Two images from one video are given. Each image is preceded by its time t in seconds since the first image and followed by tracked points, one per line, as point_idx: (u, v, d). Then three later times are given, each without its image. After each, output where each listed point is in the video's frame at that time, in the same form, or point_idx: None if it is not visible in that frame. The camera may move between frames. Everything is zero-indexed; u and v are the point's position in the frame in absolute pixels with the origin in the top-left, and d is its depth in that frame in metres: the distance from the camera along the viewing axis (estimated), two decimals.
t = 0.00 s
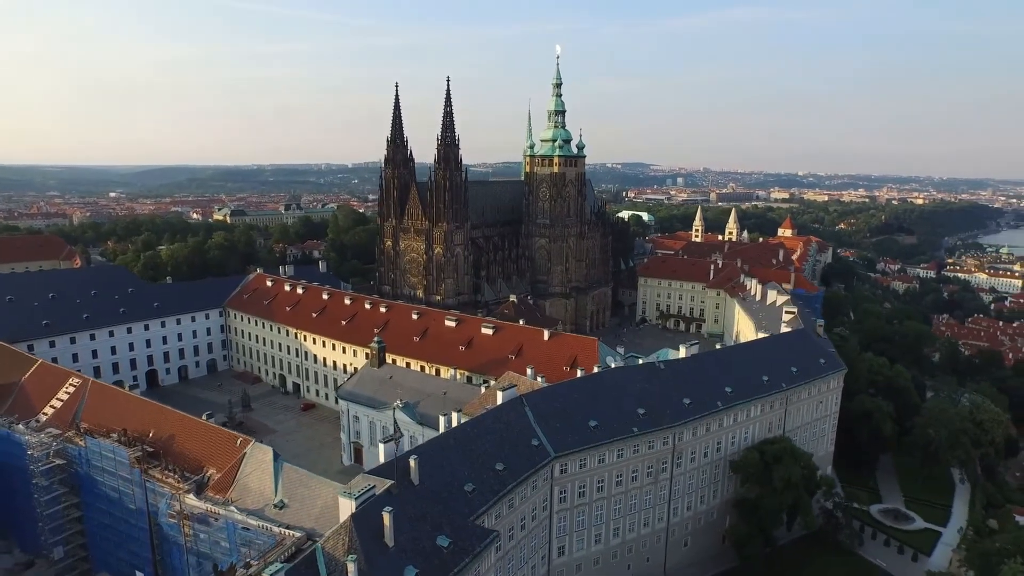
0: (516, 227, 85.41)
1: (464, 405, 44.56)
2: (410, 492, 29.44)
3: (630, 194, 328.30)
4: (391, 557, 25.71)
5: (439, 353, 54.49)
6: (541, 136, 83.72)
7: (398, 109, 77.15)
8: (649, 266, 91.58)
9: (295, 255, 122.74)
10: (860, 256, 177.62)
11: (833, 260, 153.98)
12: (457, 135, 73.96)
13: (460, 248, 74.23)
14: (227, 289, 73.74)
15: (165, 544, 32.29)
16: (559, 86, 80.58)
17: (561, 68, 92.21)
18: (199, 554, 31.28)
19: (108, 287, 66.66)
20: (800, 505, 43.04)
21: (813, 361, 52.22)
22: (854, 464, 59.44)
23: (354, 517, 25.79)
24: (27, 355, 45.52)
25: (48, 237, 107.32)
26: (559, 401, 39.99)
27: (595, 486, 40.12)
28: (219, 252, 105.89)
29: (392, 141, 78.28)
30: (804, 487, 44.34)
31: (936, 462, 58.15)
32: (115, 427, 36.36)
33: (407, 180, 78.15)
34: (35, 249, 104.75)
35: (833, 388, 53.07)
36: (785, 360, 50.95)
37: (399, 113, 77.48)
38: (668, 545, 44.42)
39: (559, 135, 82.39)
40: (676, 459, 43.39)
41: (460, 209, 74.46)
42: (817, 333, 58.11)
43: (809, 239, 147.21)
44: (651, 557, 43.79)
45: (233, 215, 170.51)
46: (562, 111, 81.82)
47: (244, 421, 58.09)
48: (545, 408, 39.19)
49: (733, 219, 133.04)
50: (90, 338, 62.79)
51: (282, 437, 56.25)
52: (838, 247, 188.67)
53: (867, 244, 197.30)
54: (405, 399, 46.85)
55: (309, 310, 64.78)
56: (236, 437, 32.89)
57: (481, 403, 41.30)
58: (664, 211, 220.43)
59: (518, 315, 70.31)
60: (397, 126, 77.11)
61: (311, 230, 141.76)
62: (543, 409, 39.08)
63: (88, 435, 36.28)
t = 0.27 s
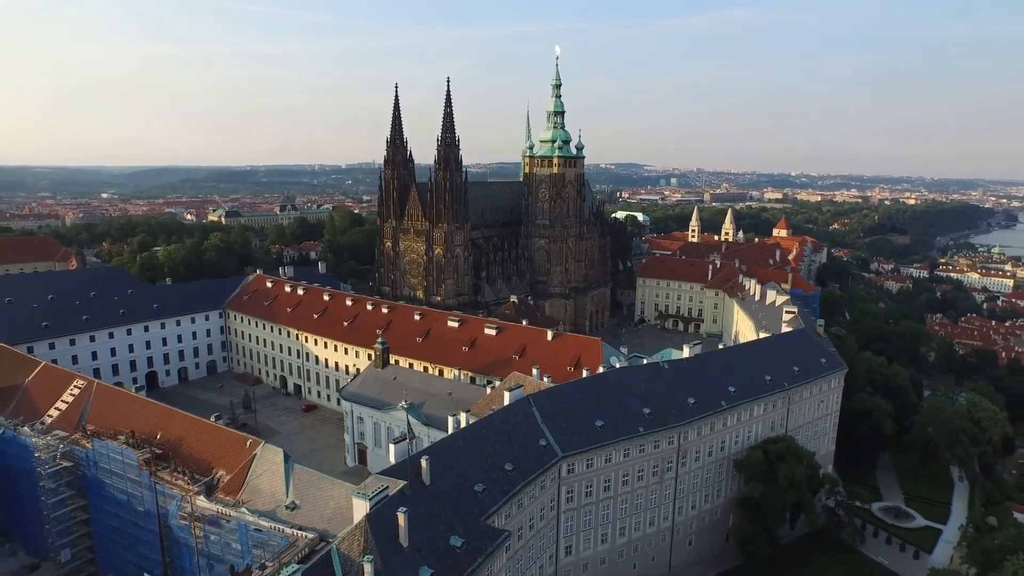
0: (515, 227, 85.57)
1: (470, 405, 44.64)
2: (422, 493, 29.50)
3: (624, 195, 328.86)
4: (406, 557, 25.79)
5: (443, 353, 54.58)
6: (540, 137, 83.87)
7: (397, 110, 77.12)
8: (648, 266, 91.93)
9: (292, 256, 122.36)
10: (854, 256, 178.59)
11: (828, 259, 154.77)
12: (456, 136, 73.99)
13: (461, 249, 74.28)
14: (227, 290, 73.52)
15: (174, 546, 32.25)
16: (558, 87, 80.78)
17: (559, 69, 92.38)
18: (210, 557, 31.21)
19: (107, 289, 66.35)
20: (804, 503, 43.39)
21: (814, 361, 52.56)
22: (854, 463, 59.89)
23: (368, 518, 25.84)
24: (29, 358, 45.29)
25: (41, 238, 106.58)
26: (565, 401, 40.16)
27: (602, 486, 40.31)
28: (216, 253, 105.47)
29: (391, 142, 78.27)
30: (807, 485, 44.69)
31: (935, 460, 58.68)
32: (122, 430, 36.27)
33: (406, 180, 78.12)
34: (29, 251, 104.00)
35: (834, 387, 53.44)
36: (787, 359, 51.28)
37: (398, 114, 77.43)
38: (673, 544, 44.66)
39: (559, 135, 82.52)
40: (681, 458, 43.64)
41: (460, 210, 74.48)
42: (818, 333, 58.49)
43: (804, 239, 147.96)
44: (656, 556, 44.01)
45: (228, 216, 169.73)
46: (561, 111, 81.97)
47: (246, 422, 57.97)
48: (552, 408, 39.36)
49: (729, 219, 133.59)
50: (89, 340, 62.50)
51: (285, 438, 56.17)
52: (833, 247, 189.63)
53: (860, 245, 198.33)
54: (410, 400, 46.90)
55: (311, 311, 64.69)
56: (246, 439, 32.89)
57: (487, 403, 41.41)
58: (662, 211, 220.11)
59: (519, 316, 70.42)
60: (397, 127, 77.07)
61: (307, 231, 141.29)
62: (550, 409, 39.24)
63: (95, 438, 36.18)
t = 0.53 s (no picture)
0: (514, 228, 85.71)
1: (475, 406, 44.72)
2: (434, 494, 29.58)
3: (618, 195, 329.49)
4: (421, 558, 25.83)
5: (446, 354, 54.65)
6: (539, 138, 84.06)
7: (397, 111, 77.11)
8: (646, 266, 92.26)
9: (289, 257, 121.96)
10: (848, 256, 179.57)
11: (823, 259, 155.64)
12: (456, 137, 74.05)
13: (461, 250, 74.34)
14: (227, 291, 73.30)
15: (184, 548, 32.20)
16: (557, 88, 80.97)
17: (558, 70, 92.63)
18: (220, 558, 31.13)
19: (106, 290, 66.05)
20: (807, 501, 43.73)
21: (815, 360, 52.90)
22: (854, 461, 60.33)
23: (382, 518, 25.89)
24: (32, 360, 44.99)
25: (36, 239, 106.04)
26: (572, 401, 40.32)
27: (608, 485, 40.48)
28: (213, 254, 105.06)
29: (390, 143, 78.27)
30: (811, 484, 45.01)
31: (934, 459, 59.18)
32: (129, 432, 36.13)
33: (406, 181, 78.11)
34: (24, 252, 103.53)
35: (835, 386, 53.80)
36: (788, 358, 51.61)
37: (398, 115, 77.43)
38: (678, 543, 44.90)
39: (558, 136, 82.73)
40: (685, 458, 43.88)
41: (460, 210, 74.52)
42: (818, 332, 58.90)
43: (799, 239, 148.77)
44: (661, 555, 44.23)
45: (223, 217, 169.14)
46: (560, 112, 82.15)
47: (248, 424, 57.87)
48: (559, 408, 39.50)
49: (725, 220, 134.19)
50: (89, 342, 62.19)
51: (287, 440, 56.09)
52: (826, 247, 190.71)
53: (854, 245, 199.47)
54: (415, 400, 46.92)
55: (312, 312, 64.58)
56: (255, 440, 32.88)
57: (494, 404, 41.54)
58: (655, 211, 224.53)
59: (520, 316, 70.54)
60: (396, 128, 77.07)
61: (303, 231, 140.91)
62: (557, 409, 39.41)
63: (102, 440, 36.01)
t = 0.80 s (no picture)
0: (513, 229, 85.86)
1: (481, 406, 44.81)
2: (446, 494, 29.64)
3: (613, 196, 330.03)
4: (436, 558, 25.89)
5: (449, 354, 54.72)
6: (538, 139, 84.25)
7: (397, 112, 77.12)
8: (644, 267, 92.57)
9: (286, 257, 121.58)
10: (843, 256, 180.46)
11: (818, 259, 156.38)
12: (457, 138, 74.14)
13: (461, 251, 74.39)
14: (226, 292, 73.08)
15: (193, 550, 32.10)
16: (557, 89, 81.15)
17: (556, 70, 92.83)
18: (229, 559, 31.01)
19: (106, 292, 65.74)
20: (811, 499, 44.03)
21: (817, 360, 53.26)
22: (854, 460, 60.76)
23: (397, 519, 25.94)
24: (35, 361, 44.79)
25: (30, 240, 105.58)
26: (579, 401, 40.47)
27: (615, 485, 40.67)
28: (210, 255, 104.65)
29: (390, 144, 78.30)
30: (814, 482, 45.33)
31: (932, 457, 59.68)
32: (137, 434, 36.05)
33: (406, 182, 78.11)
34: (18, 253, 103.06)
35: (835, 385, 54.19)
36: (790, 358, 51.97)
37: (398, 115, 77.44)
38: (683, 542, 45.14)
39: (557, 137, 82.97)
40: (690, 457, 44.12)
41: (461, 211, 74.57)
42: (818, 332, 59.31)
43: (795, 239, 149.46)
44: (666, 554, 44.45)
45: (218, 218, 168.40)
46: (559, 113, 82.31)
47: (250, 425, 57.74)
48: (566, 407, 39.65)
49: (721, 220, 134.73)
50: (89, 343, 61.90)
51: (289, 441, 56.00)
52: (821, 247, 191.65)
53: (847, 244, 200.59)
54: (419, 401, 46.95)
55: (313, 313, 64.49)
56: (265, 441, 32.90)
57: (500, 404, 41.66)
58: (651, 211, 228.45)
59: (521, 317, 70.63)
60: (396, 129, 77.06)
61: (300, 232, 140.54)
62: (563, 408, 39.57)
63: (109, 442, 35.91)
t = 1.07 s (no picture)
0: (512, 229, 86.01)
1: (486, 407, 44.91)
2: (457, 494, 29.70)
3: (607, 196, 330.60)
4: (450, 558, 25.96)
5: (452, 355, 54.82)
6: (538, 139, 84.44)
7: (396, 112, 77.09)
8: (643, 267, 92.88)
9: (282, 258, 121.22)
10: (837, 255, 181.45)
11: (812, 259, 157.18)
12: (457, 138, 74.20)
13: (461, 251, 74.44)
14: (226, 293, 72.86)
15: (204, 551, 32.02)
16: (556, 90, 81.29)
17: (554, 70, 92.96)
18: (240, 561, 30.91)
19: (105, 293, 65.44)
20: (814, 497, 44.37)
21: (818, 359, 53.62)
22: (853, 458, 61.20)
23: (411, 519, 25.99)
24: (37, 364, 44.55)
25: (23, 241, 105.12)
26: (585, 401, 40.63)
27: (621, 484, 40.87)
28: (207, 256, 104.26)
29: (390, 145, 78.33)
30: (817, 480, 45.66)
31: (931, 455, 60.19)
32: (144, 435, 35.97)
33: (406, 182, 78.12)
34: (13, 254, 102.57)
35: (836, 384, 54.57)
36: (792, 357, 52.30)
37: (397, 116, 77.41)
38: (687, 540, 45.39)
39: (556, 138, 83.22)
40: (694, 456, 44.38)
41: (461, 212, 74.62)
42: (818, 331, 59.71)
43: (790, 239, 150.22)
44: (671, 552, 44.69)
45: (212, 219, 167.63)
46: (558, 113, 82.47)
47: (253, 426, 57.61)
48: (572, 407, 39.79)
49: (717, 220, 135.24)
50: (89, 345, 61.59)
51: (292, 442, 55.95)
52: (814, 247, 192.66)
53: (841, 244, 201.73)
54: (424, 401, 47.00)
55: (314, 314, 64.41)
56: (275, 443, 32.91)
57: (506, 404, 41.77)
58: (646, 211, 230.34)
59: (521, 317, 70.75)
60: (396, 129, 77.03)
61: (296, 233, 140.20)
62: (570, 408, 39.71)
63: (116, 444, 35.79)
